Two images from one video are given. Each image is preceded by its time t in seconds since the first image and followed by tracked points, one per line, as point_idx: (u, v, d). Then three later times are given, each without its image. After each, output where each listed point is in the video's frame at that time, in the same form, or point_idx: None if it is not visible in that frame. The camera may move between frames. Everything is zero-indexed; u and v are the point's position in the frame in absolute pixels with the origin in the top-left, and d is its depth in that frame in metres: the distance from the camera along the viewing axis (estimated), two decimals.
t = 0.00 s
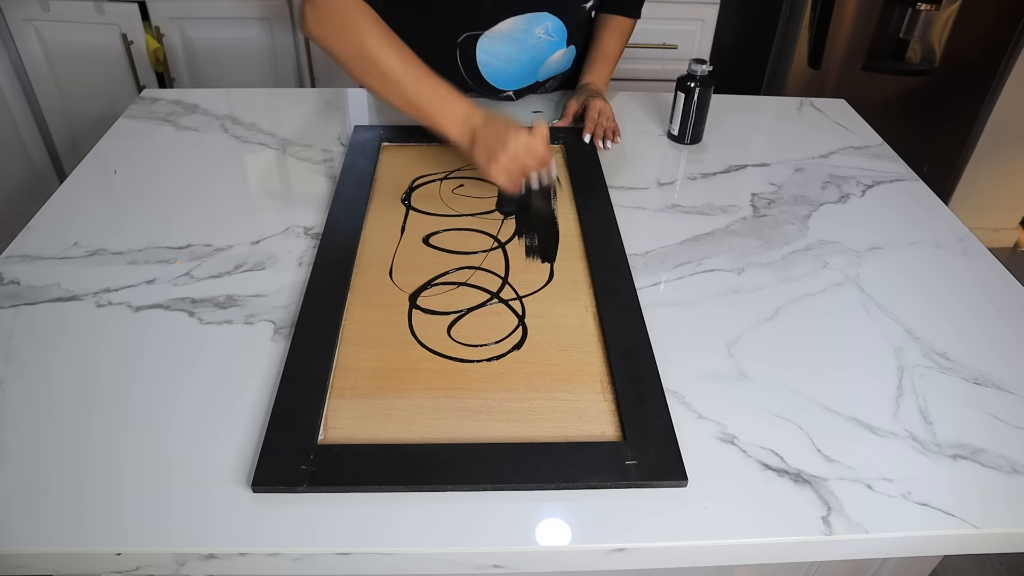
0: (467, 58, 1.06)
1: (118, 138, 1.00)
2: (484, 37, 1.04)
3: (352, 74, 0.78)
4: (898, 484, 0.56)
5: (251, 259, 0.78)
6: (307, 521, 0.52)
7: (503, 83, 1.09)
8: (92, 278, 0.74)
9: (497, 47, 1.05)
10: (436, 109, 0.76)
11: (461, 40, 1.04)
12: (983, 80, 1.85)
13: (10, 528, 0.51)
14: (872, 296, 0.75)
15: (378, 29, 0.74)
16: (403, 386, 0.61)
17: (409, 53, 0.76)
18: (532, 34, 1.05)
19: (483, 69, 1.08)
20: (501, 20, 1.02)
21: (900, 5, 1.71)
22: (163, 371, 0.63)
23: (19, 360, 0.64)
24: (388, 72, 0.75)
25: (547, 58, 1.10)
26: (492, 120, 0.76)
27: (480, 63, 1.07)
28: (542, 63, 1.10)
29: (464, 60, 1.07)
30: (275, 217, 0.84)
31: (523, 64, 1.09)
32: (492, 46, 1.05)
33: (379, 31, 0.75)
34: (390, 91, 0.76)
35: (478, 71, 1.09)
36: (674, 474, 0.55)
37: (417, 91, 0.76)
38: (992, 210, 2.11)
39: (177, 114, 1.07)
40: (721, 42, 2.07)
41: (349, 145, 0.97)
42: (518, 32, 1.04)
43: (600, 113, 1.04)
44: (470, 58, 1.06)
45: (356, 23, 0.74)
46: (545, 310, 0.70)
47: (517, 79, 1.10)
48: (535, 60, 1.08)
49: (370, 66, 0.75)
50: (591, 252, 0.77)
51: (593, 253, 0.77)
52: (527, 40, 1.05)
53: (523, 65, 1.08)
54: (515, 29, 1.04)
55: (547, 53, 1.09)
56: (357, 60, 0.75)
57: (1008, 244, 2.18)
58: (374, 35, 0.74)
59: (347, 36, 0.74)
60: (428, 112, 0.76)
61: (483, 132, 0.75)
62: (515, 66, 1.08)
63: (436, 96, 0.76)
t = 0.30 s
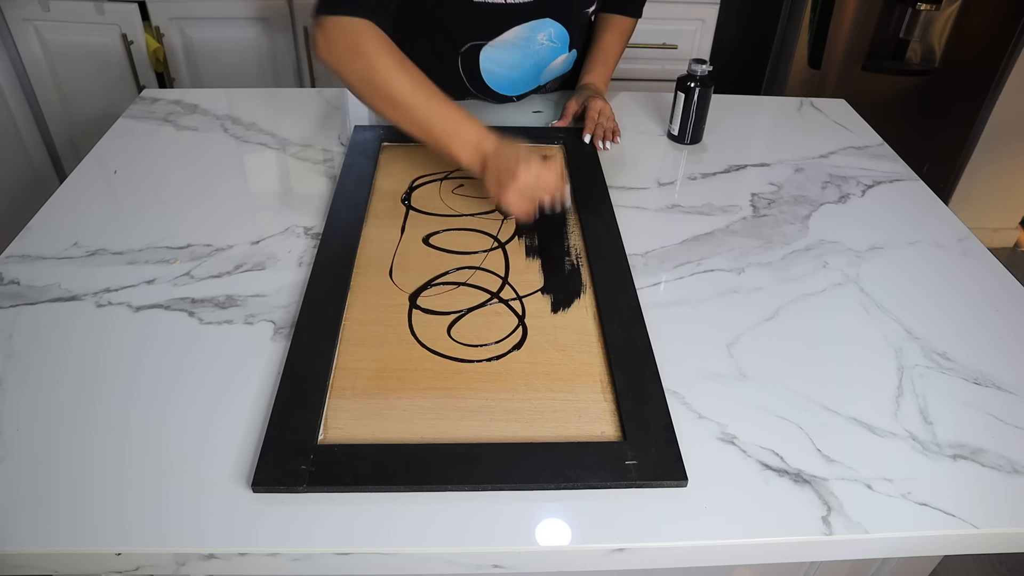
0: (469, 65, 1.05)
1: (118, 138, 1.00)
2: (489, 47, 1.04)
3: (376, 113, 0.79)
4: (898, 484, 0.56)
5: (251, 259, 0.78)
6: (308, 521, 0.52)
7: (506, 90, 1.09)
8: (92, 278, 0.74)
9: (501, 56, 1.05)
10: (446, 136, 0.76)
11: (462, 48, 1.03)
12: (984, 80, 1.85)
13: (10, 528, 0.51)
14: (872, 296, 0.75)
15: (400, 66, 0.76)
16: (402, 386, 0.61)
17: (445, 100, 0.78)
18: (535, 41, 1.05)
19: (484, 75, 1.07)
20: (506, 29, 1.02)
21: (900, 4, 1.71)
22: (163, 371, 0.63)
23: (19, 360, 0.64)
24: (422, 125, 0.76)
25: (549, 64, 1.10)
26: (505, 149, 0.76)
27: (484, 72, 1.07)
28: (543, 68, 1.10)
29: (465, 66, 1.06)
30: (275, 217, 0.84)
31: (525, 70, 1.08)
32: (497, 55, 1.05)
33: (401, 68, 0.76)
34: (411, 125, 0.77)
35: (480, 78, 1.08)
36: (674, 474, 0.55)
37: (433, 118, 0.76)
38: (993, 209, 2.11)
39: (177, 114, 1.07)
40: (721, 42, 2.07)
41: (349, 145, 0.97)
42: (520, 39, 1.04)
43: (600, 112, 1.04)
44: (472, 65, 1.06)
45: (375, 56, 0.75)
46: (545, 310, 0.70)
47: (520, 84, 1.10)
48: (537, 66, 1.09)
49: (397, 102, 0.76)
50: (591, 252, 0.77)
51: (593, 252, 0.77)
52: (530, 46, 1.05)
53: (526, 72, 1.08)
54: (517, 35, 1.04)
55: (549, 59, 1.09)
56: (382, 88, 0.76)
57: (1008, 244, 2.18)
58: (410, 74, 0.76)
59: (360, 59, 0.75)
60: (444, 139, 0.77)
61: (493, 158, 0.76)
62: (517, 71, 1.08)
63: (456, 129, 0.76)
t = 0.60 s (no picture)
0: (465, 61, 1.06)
1: (118, 138, 1.00)
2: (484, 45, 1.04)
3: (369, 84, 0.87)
4: (898, 484, 0.56)
5: (251, 259, 0.78)
6: (308, 521, 0.52)
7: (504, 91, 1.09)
8: (92, 278, 0.74)
9: (498, 54, 1.05)
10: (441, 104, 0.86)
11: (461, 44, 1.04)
12: (983, 80, 1.85)
13: (11, 528, 0.51)
14: (872, 296, 0.75)
15: (395, 51, 0.85)
16: (402, 386, 0.61)
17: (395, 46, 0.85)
18: (535, 42, 1.05)
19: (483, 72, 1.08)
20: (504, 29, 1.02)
21: (900, 5, 1.71)
22: (162, 371, 0.63)
23: (19, 360, 0.64)
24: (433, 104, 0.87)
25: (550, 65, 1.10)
26: (503, 107, 0.86)
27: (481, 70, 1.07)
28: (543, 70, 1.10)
29: (464, 63, 1.07)
30: (275, 217, 0.84)
31: (525, 70, 1.08)
32: (494, 53, 1.05)
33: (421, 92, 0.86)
34: (394, 95, 0.88)
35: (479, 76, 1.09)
36: (674, 474, 0.55)
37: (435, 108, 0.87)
38: (993, 209, 2.11)
39: (178, 114, 1.07)
40: (722, 42, 2.07)
41: (349, 145, 0.97)
42: (518, 40, 1.04)
43: (600, 113, 1.04)
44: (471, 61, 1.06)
45: (359, 41, 0.82)
46: (545, 310, 0.70)
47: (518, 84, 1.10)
48: (538, 67, 1.08)
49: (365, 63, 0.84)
50: (591, 252, 0.77)
51: (593, 253, 0.77)
52: (530, 47, 1.05)
53: (525, 72, 1.08)
54: (516, 35, 1.03)
55: (551, 60, 1.09)
56: (371, 66, 0.84)
57: (1007, 244, 2.18)
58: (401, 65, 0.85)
59: (353, 50, 0.83)
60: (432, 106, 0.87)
61: (495, 109, 0.86)
62: (517, 72, 1.08)
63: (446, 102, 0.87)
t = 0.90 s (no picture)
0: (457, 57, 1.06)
1: (118, 138, 1.00)
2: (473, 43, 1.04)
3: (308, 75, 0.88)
4: (899, 484, 0.56)
5: (251, 259, 0.78)
6: (308, 522, 0.52)
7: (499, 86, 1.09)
8: (92, 278, 0.74)
9: (488, 51, 1.05)
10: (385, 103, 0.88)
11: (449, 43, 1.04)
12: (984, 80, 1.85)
13: (11, 529, 0.51)
14: (871, 296, 0.75)
15: (333, 32, 0.85)
16: (402, 386, 0.61)
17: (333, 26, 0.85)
18: (522, 34, 1.05)
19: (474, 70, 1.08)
20: (498, 26, 1.02)
21: (900, 5, 1.72)
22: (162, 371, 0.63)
23: (19, 360, 0.64)
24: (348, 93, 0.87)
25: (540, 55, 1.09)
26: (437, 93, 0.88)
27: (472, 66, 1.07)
28: (535, 60, 1.09)
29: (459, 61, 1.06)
30: (275, 217, 0.84)
31: (517, 65, 1.08)
32: (483, 50, 1.05)
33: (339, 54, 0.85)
34: (338, 82, 0.87)
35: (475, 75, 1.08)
36: (674, 474, 0.55)
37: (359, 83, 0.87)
38: (993, 209, 2.11)
39: (177, 114, 1.07)
40: (722, 42, 2.07)
41: (349, 145, 0.97)
42: (507, 35, 1.04)
43: (600, 113, 1.04)
44: (461, 58, 1.06)
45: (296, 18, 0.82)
46: (545, 310, 0.70)
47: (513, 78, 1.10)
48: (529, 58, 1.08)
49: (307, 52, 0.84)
50: (591, 252, 0.77)
51: (593, 253, 0.77)
52: (518, 40, 1.05)
53: (518, 66, 1.08)
54: (504, 30, 1.04)
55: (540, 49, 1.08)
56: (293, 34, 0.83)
57: (1008, 244, 2.18)
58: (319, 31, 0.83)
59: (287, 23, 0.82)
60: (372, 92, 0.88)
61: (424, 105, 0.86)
62: (509, 66, 1.08)
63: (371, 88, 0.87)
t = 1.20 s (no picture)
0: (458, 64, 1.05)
1: (118, 138, 1.00)
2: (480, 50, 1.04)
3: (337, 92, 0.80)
4: (898, 484, 0.56)
5: (251, 259, 0.78)
6: (307, 522, 0.52)
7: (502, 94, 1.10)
8: (92, 278, 0.74)
9: (493, 59, 1.05)
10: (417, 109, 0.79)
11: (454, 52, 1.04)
12: (984, 80, 1.85)
13: (12, 529, 0.51)
14: (871, 296, 0.75)
15: (354, 40, 0.76)
16: (402, 386, 0.61)
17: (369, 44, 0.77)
18: (526, 44, 1.05)
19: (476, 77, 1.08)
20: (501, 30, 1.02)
21: (900, 5, 1.72)
22: (162, 371, 0.63)
23: (19, 360, 0.64)
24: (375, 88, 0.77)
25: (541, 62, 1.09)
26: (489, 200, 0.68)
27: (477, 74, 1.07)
28: (536, 67, 1.10)
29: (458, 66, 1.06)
30: (275, 217, 0.84)
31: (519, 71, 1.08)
32: (489, 58, 1.05)
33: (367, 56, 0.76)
34: (382, 103, 0.79)
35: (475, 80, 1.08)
36: (674, 474, 0.55)
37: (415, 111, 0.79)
38: (993, 209, 2.11)
39: (177, 114, 1.07)
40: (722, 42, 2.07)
41: (349, 145, 0.97)
42: (511, 43, 1.04)
43: (600, 113, 1.04)
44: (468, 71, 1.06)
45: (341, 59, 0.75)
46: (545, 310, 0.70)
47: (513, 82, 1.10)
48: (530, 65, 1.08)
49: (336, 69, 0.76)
50: (591, 252, 0.77)
51: (593, 253, 0.77)
52: (522, 50, 1.05)
53: (519, 72, 1.08)
54: (509, 40, 1.03)
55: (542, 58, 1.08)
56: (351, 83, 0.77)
57: (1008, 244, 2.18)
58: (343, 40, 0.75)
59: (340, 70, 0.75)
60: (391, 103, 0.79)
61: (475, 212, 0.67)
62: (511, 73, 1.08)
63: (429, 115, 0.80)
